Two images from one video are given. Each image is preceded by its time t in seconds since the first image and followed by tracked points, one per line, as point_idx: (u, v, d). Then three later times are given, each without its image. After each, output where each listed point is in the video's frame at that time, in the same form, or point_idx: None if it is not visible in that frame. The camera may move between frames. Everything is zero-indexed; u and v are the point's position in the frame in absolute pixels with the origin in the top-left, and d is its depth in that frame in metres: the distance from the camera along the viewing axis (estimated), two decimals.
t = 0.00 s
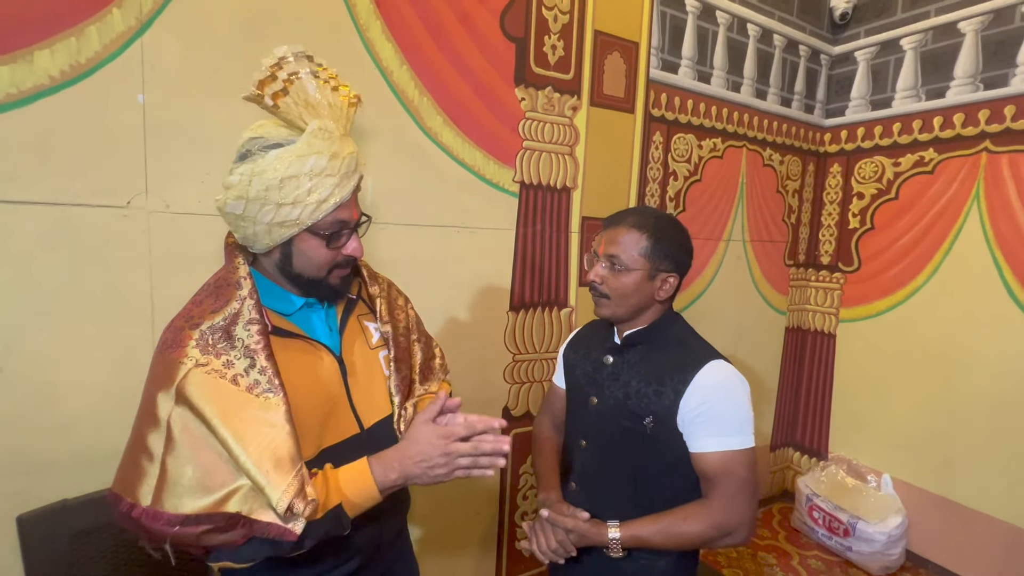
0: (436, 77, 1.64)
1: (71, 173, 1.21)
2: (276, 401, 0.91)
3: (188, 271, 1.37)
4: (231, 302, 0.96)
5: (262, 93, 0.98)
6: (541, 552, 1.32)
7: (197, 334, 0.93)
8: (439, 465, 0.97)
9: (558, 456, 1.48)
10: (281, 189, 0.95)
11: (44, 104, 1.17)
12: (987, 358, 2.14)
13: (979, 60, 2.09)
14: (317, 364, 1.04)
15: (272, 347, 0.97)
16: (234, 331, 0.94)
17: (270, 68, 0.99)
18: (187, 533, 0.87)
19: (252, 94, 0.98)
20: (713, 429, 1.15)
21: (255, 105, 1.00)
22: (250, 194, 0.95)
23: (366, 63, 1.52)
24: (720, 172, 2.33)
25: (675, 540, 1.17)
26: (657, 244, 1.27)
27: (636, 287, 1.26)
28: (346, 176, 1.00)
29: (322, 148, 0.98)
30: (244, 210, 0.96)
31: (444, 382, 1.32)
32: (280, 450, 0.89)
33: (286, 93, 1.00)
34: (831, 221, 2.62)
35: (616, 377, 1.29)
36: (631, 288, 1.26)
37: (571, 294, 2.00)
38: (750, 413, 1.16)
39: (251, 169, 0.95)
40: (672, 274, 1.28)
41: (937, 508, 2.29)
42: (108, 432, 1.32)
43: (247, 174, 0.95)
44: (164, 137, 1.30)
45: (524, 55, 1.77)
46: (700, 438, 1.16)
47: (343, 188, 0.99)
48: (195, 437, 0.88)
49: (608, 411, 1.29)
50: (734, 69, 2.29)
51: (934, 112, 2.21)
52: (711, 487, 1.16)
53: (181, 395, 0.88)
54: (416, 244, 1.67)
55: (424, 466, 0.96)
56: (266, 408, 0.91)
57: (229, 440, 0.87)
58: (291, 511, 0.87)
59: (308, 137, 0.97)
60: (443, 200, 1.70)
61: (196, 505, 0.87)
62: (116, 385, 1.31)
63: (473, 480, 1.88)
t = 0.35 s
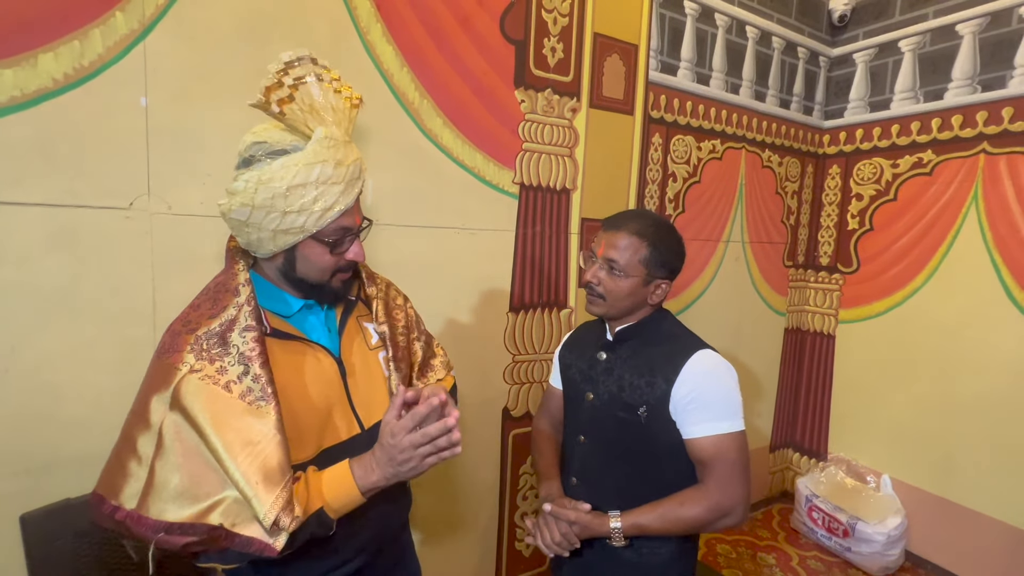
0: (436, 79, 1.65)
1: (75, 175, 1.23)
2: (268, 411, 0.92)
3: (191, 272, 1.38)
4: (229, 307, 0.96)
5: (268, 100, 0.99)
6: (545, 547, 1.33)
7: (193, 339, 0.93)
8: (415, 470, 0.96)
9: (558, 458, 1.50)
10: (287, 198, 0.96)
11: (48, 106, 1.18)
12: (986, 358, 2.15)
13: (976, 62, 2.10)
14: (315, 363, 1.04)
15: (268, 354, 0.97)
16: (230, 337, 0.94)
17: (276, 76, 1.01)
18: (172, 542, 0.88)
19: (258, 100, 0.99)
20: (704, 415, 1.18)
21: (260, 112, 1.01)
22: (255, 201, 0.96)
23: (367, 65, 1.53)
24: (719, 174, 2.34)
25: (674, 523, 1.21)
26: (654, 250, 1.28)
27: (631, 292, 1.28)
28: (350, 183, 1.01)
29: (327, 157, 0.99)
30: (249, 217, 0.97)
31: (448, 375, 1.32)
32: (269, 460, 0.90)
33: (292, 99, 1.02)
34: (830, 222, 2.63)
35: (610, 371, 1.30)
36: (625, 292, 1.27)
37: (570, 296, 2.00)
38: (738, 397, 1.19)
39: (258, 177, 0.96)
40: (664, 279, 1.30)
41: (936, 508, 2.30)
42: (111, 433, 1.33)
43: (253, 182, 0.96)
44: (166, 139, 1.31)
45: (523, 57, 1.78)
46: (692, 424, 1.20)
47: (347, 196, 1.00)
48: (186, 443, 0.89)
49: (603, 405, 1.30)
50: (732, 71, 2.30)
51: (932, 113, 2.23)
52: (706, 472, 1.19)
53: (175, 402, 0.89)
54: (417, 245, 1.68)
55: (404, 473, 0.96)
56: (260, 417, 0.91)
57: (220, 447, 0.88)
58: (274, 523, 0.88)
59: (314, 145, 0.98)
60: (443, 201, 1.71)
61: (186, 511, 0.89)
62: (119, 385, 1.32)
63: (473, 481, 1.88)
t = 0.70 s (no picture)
0: (436, 81, 1.66)
1: (79, 176, 1.24)
2: (263, 421, 0.91)
3: (192, 272, 1.39)
4: (229, 314, 0.97)
5: (298, 109, 0.99)
6: (547, 547, 1.33)
7: (192, 344, 0.94)
8: None
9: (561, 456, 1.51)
10: (306, 206, 0.96)
11: (53, 108, 1.20)
12: (983, 359, 2.16)
13: (974, 64, 2.11)
14: (316, 364, 1.04)
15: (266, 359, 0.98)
16: (228, 342, 0.95)
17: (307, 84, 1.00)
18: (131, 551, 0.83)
19: (288, 108, 0.98)
20: (708, 418, 1.18)
21: (288, 118, 1.00)
22: (274, 206, 0.96)
23: (368, 66, 1.54)
24: (718, 175, 2.35)
25: (677, 527, 1.21)
26: (651, 247, 1.30)
27: (634, 288, 1.29)
28: (368, 195, 1.02)
29: (349, 168, 0.99)
30: (266, 221, 0.97)
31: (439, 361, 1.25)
32: (263, 472, 0.90)
33: (320, 108, 1.01)
34: (829, 223, 2.64)
35: (613, 374, 1.32)
36: (627, 288, 1.29)
37: (570, 296, 2.02)
38: (742, 400, 1.19)
39: (280, 183, 0.96)
40: (664, 275, 1.33)
41: (934, 508, 2.31)
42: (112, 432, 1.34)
43: (275, 187, 0.96)
44: (169, 141, 1.33)
45: (523, 59, 1.79)
46: (696, 427, 1.20)
47: (364, 208, 1.02)
48: (173, 450, 0.87)
49: (606, 406, 1.31)
50: (731, 72, 2.31)
51: (930, 115, 2.24)
52: (708, 474, 1.19)
53: (173, 407, 0.89)
54: (417, 246, 1.68)
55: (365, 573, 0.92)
56: (254, 426, 0.91)
57: (212, 457, 0.88)
58: (252, 542, 0.85)
59: (337, 156, 0.99)
60: (443, 201, 1.72)
61: (147, 520, 0.83)
62: (121, 384, 1.34)
63: (472, 480, 1.89)
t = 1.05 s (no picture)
0: (434, 80, 1.66)
1: (76, 173, 1.24)
2: (258, 416, 0.91)
3: (189, 270, 1.39)
4: (226, 309, 0.96)
5: (287, 104, 0.99)
6: (562, 566, 1.28)
7: (189, 340, 0.93)
8: None
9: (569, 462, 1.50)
10: (299, 202, 0.96)
11: (50, 106, 1.20)
12: (982, 358, 2.16)
13: (972, 63, 2.11)
14: (316, 362, 1.05)
15: (263, 355, 0.97)
16: (225, 338, 0.94)
17: (297, 79, 0.99)
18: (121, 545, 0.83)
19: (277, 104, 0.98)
20: (734, 429, 1.16)
21: (279, 115, 1.00)
22: (268, 203, 0.96)
23: (365, 65, 1.54)
24: (716, 174, 2.35)
25: (699, 543, 1.17)
26: (640, 233, 1.31)
27: (635, 275, 1.29)
28: (362, 190, 1.02)
29: (341, 163, 0.99)
30: (260, 218, 0.97)
31: (433, 361, 1.23)
32: (258, 469, 0.89)
33: (311, 103, 1.00)
34: (828, 222, 2.64)
35: (630, 380, 1.30)
36: (631, 284, 1.30)
37: (568, 295, 2.01)
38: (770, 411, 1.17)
39: (272, 179, 0.96)
40: (665, 253, 1.31)
41: (934, 507, 2.30)
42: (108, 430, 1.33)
43: (268, 183, 0.96)
44: (167, 139, 1.33)
45: (521, 57, 1.79)
46: (721, 439, 1.18)
47: (358, 202, 1.01)
48: (168, 445, 0.86)
49: (623, 414, 1.30)
50: (730, 71, 2.31)
51: (929, 114, 2.24)
52: (733, 487, 1.17)
53: (170, 401, 0.88)
54: (415, 244, 1.68)
55: None
56: (250, 422, 0.90)
57: (208, 453, 0.87)
58: (244, 541, 0.86)
59: (329, 151, 0.98)
60: (441, 200, 1.72)
61: (142, 515, 0.83)
62: (119, 382, 1.33)
63: (471, 479, 1.89)
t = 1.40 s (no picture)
0: (432, 77, 1.66)
1: (72, 171, 1.24)
2: (256, 412, 0.91)
3: (186, 268, 1.38)
4: (226, 306, 0.96)
5: (255, 100, 0.97)
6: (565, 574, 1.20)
7: (188, 335, 0.93)
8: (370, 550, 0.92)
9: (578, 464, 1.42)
10: (277, 198, 0.96)
11: (47, 103, 1.20)
12: (980, 357, 2.16)
13: (971, 62, 2.11)
14: (316, 359, 1.03)
15: (263, 351, 0.97)
16: (224, 334, 0.94)
17: (263, 73, 0.98)
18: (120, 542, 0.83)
19: (245, 101, 0.97)
20: (748, 435, 1.09)
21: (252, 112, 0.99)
22: (248, 201, 0.96)
23: (363, 62, 1.54)
24: (715, 173, 2.35)
25: (710, 554, 1.09)
26: (662, 235, 1.23)
27: (648, 281, 1.22)
28: (342, 181, 0.99)
29: (316, 155, 0.97)
30: (244, 217, 0.98)
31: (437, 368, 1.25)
32: (254, 465, 0.89)
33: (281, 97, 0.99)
34: (826, 221, 2.64)
35: (640, 382, 1.22)
36: (643, 285, 1.22)
37: (566, 293, 2.01)
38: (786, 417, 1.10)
39: (249, 177, 0.96)
40: (685, 262, 1.24)
41: (933, 507, 2.30)
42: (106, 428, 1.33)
43: (246, 182, 0.96)
44: (164, 136, 1.32)
45: (519, 56, 1.79)
46: (733, 445, 1.10)
47: (338, 194, 0.99)
48: (166, 440, 0.87)
49: (633, 419, 1.21)
50: (728, 70, 2.31)
51: (928, 113, 2.24)
52: (747, 497, 1.09)
53: (169, 396, 0.88)
54: (412, 242, 1.68)
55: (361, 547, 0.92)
56: (249, 417, 0.90)
57: (206, 448, 0.88)
58: (238, 538, 0.86)
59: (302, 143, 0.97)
60: (439, 197, 1.72)
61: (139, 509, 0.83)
62: (115, 380, 1.33)
63: (469, 478, 1.88)
